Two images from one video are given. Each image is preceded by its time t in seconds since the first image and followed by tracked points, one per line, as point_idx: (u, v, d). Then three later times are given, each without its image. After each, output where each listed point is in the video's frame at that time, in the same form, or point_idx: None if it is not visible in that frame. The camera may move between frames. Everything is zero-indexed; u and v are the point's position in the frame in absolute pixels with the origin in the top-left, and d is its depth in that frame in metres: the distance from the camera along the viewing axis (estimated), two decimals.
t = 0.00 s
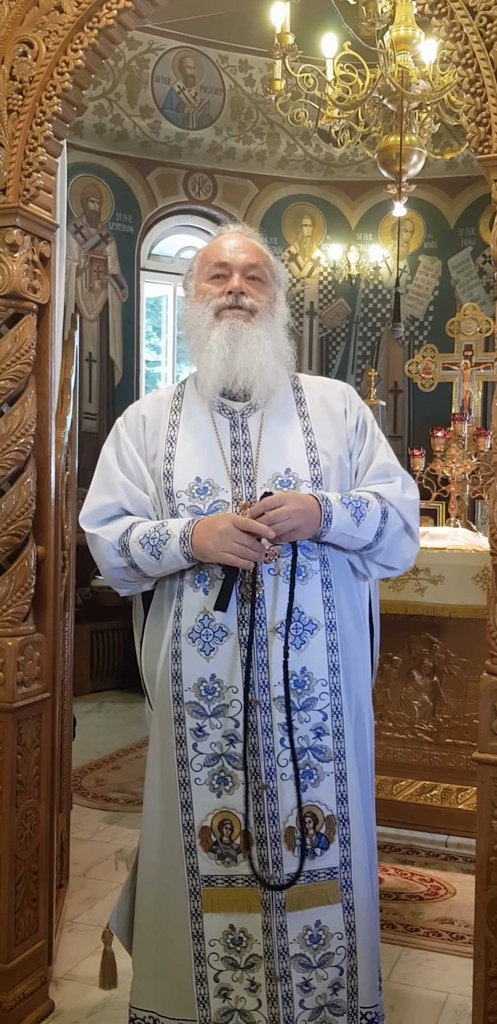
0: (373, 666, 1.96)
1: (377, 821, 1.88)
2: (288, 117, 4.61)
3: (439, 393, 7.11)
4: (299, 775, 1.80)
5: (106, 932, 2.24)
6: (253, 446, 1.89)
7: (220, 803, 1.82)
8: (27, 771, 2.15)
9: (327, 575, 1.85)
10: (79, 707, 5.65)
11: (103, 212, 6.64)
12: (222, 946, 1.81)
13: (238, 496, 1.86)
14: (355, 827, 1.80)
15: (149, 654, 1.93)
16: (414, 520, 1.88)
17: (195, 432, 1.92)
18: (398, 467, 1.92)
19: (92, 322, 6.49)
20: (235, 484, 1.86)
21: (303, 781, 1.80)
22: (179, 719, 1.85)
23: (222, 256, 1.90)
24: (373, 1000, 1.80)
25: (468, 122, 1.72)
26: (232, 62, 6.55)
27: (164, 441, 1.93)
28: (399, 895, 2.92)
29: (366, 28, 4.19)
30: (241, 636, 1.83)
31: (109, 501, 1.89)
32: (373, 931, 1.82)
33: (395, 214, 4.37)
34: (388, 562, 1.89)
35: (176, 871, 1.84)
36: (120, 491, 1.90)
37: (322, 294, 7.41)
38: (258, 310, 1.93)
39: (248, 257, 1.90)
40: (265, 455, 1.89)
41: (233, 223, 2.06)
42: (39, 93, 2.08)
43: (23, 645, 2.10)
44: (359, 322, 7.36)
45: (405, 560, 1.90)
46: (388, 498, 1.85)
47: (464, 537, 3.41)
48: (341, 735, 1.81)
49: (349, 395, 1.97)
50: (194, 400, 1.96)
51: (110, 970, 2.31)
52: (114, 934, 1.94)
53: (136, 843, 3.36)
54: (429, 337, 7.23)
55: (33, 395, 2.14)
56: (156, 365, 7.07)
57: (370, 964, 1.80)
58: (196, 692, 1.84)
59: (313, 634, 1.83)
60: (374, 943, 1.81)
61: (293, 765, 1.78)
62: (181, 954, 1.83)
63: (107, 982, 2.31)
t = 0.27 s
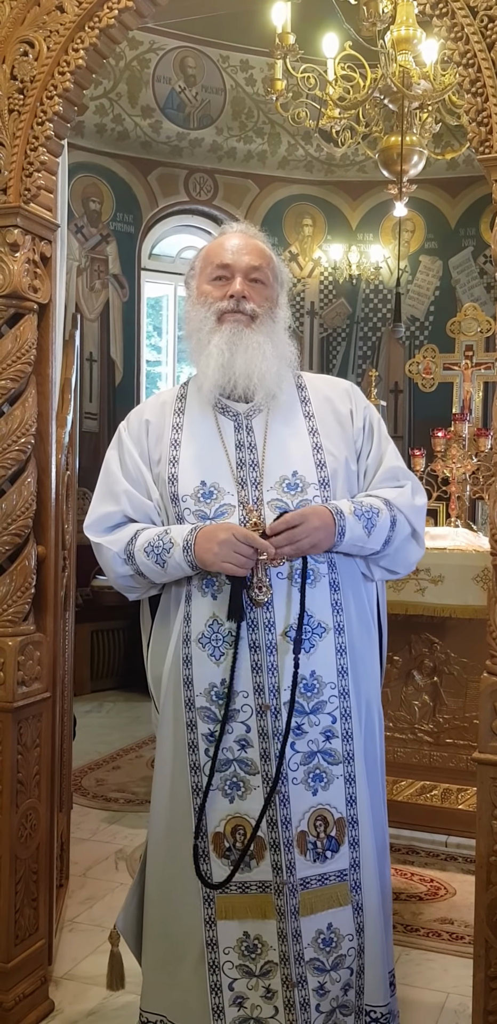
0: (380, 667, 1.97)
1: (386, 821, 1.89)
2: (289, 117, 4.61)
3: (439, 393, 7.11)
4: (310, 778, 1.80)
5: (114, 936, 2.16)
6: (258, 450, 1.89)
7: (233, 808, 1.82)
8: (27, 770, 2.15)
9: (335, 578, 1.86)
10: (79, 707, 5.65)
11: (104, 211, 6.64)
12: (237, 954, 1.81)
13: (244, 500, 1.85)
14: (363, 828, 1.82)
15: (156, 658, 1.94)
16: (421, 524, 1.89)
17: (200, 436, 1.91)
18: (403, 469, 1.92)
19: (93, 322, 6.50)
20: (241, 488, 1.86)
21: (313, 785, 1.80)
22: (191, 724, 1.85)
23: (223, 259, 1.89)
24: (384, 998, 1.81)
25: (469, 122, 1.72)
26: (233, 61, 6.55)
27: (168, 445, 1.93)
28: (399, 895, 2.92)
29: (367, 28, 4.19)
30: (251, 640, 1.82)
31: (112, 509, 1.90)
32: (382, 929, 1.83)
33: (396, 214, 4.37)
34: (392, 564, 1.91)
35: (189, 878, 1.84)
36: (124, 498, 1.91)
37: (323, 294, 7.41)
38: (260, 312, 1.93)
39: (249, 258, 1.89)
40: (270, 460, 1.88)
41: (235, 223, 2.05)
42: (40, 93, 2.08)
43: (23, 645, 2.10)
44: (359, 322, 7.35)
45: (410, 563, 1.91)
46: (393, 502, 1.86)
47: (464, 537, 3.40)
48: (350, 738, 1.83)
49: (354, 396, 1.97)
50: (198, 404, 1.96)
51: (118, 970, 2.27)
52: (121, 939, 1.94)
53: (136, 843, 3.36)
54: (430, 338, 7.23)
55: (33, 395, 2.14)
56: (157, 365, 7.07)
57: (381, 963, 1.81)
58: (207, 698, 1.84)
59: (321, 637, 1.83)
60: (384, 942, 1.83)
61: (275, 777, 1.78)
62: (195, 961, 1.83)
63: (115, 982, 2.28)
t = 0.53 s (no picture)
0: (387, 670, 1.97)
1: (390, 824, 1.89)
2: (289, 117, 4.60)
3: (440, 393, 7.12)
4: (313, 782, 1.80)
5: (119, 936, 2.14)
6: (264, 450, 1.89)
7: (236, 811, 1.82)
8: (28, 770, 2.15)
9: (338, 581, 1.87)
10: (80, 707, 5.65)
11: (104, 211, 6.64)
12: (239, 957, 1.81)
13: (249, 502, 1.85)
14: (367, 833, 1.82)
15: (158, 659, 1.94)
16: (428, 530, 1.89)
17: (206, 437, 1.91)
18: (409, 470, 1.92)
19: (93, 321, 6.50)
20: (246, 490, 1.86)
21: (317, 789, 1.80)
22: (195, 727, 1.85)
23: (228, 256, 1.89)
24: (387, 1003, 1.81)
25: (470, 122, 1.72)
26: (234, 61, 6.55)
27: (173, 445, 1.93)
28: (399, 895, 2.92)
29: (367, 28, 4.18)
30: (256, 644, 1.83)
31: (115, 511, 1.90)
32: (385, 933, 1.83)
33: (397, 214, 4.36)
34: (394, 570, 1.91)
35: (193, 880, 1.84)
36: (126, 500, 1.91)
37: (323, 294, 7.41)
38: (265, 311, 1.94)
39: (252, 257, 1.89)
40: (276, 461, 1.88)
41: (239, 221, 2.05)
42: (41, 92, 2.08)
43: (24, 645, 2.10)
44: (360, 322, 7.35)
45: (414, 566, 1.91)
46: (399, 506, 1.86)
47: (465, 537, 3.40)
48: (353, 743, 1.83)
49: (360, 397, 1.97)
50: (203, 404, 1.95)
51: (123, 969, 2.25)
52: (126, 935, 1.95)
53: (136, 843, 3.36)
54: (430, 338, 7.23)
55: (34, 395, 2.14)
56: (157, 364, 7.08)
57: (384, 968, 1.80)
58: (211, 701, 1.84)
59: (326, 641, 1.84)
60: (386, 947, 1.83)
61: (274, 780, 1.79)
62: (197, 963, 1.82)
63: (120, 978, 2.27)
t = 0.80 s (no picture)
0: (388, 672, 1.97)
1: (391, 827, 1.89)
2: (289, 117, 4.60)
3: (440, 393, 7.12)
4: (312, 786, 1.80)
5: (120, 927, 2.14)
6: (267, 452, 1.89)
7: (234, 812, 1.82)
8: (27, 769, 2.15)
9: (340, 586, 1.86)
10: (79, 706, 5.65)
11: (104, 210, 6.64)
12: (235, 956, 1.81)
13: (251, 504, 1.85)
14: (365, 837, 1.81)
15: (159, 658, 1.95)
16: (432, 535, 1.89)
17: (209, 439, 1.91)
18: (414, 472, 1.91)
19: (93, 321, 6.50)
20: (249, 491, 1.86)
21: (315, 793, 1.80)
22: (195, 728, 1.85)
23: (229, 258, 1.88)
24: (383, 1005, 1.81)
25: (470, 122, 1.72)
26: (234, 61, 6.55)
27: (177, 445, 1.93)
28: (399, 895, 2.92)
29: (367, 28, 4.18)
30: (256, 647, 1.83)
31: (117, 511, 1.91)
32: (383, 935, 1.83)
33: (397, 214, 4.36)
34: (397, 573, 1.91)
35: (190, 880, 1.84)
36: (128, 500, 1.92)
37: (323, 294, 7.41)
38: (268, 313, 1.92)
39: (251, 256, 1.88)
40: (279, 462, 1.88)
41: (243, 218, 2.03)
42: (41, 92, 2.08)
43: (24, 644, 2.10)
44: (360, 322, 7.35)
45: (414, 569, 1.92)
46: (405, 511, 1.85)
47: (464, 537, 3.40)
48: (353, 747, 1.82)
49: (366, 397, 1.95)
50: (207, 405, 1.95)
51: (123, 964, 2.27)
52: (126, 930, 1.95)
53: (136, 842, 3.36)
54: (430, 338, 7.23)
55: (34, 394, 2.14)
56: (157, 364, 7.08)
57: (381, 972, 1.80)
58: (211, 702, 1.84)
59: (327, 645, 1.83)
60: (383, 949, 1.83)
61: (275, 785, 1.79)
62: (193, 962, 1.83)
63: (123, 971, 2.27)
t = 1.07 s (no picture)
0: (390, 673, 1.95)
1: (390, 830, 1.88)
2: (288, 117, 4.60)
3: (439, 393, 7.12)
4: (307, 789, 1.80)
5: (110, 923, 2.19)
6: (269, 452, 1.88)
7: (228, 813, 1.83)
8: (27, 769, 2.15)
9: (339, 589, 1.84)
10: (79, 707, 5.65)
11: (103, 211, 6.64)
12: (226, 955, 1.83)
13: (252, 505, 1.86)
14: (361, 843, 1.80)
15: (159, 656, 1.95)
16: (436, 539, 1.87)
17: (211, 440, 1.91)
18: (418, 474, 1.89)
19: (92, 321, 6.50)
20: (249, 492, 1.86)
21: (310, 796, 1.80)
22: (191, 727, 1.86)
23: (229, 261, 1.86)
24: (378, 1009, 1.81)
25: (468, 122, 1.72)
26: (233, 61, 6.56)
27: (179, 445, 1.94)
28: (398, 895, 2.92)
29: (366, 28, 4.18)
30: (253, 649, 1.82)
31: (119, 509, 1.93)
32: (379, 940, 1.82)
33: (395, 214, 4.36)
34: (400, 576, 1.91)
35: (184, 879, 1.85)
36: (130, 498, 1.93)
37: (323, 294, 7.40)
38: (269, 316, 1.91)
39: (248, 259, 1.85)
40: (280, 463, 1.87)
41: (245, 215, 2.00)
42: (40, 92, 2.08)
43: (23, 645, 2.10)
44: (359, 322, 7.35)
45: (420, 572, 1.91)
46: (407, 515, 1.85)
47: (464, 537, 3.40)
48: (350, 751, 1.81)
49: (371, 398, 1.94)
50: (210, 405, 1.95)
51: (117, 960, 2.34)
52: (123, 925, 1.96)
53: (135, 843, 3.36)
54: (429, 338, 7.23)
55: (33, 395, 2.14)
56: (156, 364, 7.09)
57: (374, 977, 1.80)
58: (207, 703, 1.85)
59: (325, 648, 1.82)
60: (380, 954, 1.82)
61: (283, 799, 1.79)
62: (186, 960, 1.84)
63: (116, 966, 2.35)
